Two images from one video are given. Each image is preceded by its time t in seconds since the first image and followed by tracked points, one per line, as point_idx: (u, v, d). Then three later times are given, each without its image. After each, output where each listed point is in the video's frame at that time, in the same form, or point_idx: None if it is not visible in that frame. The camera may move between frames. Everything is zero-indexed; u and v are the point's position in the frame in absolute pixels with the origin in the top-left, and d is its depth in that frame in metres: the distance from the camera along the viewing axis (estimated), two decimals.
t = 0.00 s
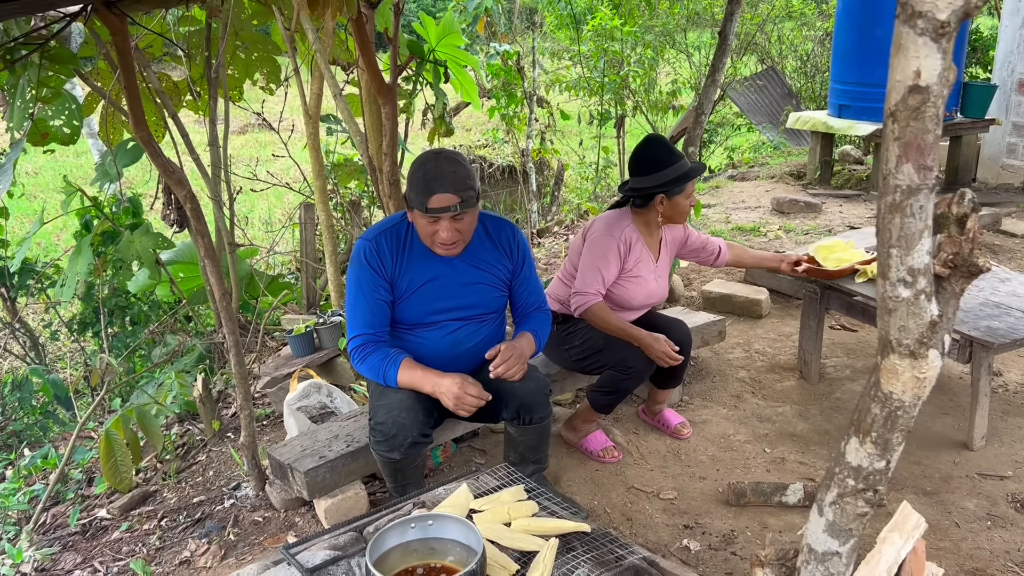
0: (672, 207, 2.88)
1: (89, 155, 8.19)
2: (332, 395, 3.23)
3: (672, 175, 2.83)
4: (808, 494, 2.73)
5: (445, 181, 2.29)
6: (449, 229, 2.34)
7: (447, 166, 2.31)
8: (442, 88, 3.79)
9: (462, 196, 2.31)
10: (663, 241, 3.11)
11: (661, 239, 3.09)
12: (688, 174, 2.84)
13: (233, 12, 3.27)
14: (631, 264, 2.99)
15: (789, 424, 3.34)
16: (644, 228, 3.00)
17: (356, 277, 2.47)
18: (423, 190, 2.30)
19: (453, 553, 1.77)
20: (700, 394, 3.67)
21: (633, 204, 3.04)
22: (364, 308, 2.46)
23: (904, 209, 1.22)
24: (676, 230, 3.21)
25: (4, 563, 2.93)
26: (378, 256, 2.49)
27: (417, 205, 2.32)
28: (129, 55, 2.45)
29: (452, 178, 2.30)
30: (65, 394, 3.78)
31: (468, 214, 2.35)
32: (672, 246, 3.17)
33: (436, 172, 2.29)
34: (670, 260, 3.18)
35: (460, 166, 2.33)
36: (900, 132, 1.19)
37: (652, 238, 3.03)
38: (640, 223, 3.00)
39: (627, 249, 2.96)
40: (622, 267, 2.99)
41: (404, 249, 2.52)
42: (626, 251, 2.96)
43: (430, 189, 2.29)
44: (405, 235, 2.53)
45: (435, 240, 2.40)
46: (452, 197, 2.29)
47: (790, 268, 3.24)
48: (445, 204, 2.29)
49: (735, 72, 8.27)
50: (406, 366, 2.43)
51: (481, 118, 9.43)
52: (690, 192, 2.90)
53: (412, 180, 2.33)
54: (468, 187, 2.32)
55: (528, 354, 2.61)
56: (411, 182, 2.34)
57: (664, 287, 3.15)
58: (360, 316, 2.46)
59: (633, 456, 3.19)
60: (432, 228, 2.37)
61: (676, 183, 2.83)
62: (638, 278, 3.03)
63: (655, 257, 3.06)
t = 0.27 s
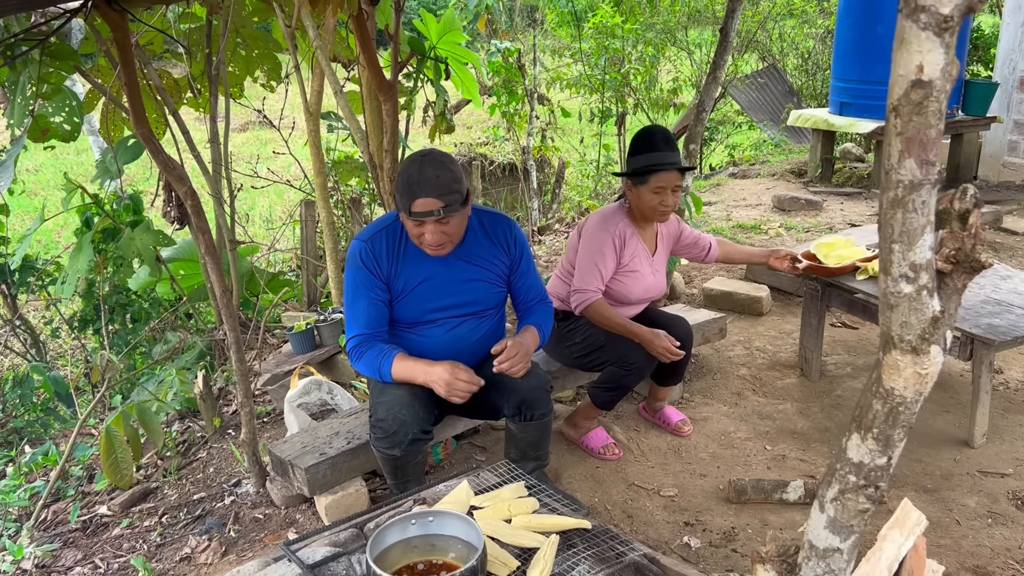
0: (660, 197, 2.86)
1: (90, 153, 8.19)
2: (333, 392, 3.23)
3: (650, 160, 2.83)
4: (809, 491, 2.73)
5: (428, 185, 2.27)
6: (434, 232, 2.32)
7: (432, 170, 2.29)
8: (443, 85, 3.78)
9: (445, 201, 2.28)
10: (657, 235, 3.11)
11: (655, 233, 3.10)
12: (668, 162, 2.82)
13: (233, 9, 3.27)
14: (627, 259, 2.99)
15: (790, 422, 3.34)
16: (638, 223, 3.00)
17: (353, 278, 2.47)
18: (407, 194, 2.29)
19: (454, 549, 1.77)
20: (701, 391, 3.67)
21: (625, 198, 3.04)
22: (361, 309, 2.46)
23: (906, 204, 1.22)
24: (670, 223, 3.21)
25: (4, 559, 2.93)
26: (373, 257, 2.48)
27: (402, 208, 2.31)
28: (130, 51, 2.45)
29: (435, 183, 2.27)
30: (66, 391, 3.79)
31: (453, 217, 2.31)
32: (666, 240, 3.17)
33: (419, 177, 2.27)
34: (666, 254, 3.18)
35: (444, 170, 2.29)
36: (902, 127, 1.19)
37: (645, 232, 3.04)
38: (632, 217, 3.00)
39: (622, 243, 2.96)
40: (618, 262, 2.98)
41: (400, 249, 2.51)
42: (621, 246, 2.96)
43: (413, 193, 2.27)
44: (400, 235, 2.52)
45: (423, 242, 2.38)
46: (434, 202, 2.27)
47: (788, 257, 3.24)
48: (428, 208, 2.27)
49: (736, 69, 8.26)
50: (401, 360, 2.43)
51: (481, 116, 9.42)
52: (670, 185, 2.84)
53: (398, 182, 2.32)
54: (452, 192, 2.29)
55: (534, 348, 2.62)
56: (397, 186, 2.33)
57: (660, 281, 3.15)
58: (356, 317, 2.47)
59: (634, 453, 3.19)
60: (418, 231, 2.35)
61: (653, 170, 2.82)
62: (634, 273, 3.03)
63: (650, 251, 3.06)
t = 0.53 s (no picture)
0: (632, 181, 2.89)
1: (91, 149, 8.20)
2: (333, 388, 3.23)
3: (616, 146, 2.90)
4: (810, 487, 2.73)
5: (424, 197, 2.22)
6: (433, 242, 2.28)
7: (427, 181, 2.23)
8: (444, 81, 3.78)
9: (442, 213, 2.24)
10: (639, 222, 3.11)
11: (637, 221, 3.11)
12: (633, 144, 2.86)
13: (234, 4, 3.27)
14: (610, 250, 2.99)
15: (791, 418, 3.34)
16: (617, 212, 3.01)
17: (348, 285, 2.44)
18: (403, 206, 2.24)
19: (455, 544, 1.77)
20: (702, 387, 3.67)
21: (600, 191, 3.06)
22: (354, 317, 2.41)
23: (907, 198, 1.22)
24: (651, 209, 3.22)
25: (6, 554, 2.94)
26: (368, 263, 2.45)
27: (399, 220, 2.27)
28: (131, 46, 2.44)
29: (431, 195, 2.22)
30: (67, 386, 3.79)
31: (451, 227, 2.28)
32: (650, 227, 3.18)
33: (415, 188, 2.22)
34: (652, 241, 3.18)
35: (440, 180, 2.24)
36: (904, 121, 1.18)
37: (626, 220, 3.05)
38: (610, 207, 3.02)
39: (603, 234, 2.97)
40: (602, 252, 2.99)
41: (396, 252, 2.49)
42: (602, 237, 2.97)
43: (409, 205, 2.23)
44: (396, 240, 2.49)
45: (419, 250, 2.35)
46: (431, 214, 2.23)
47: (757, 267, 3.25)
48: (426, 220, 2.23)
49: (738, 66, 8.25)
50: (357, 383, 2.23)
51: (483, 112, 9.42)
52: (636, 170, 2.87)
53: (394, 191, 2.27)
54: (450, 203, 2.25)
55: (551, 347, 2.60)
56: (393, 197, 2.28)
57: (649, 270, 3.14)
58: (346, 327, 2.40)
59: (635, 449, 3.19)
60: (416, 241, 2.31)
61: (619, 153, 2.87)
62: (622, 261, 3.03)
63: (634, 240, 3.07)
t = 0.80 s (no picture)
0: (599, 170, 2.92)
1: (95, 145, 8.22)
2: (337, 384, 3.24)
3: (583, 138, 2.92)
4: (812, 484, 2.73)
5: (418, 218, 2.12)
6: (430, 260, 2.21)
7: (422, 201, 2.12)
8: (447, 77, 3.77)
9: (438, 233, 2.14)
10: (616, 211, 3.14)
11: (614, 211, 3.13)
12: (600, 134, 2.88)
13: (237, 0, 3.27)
14: (588, 241, 3.02)
15: (794, 415, 3.34)
16: (591, 203, 3.04)
17: (353, 306, 2.34)
18: (397, 225, 2.15)
19: (458, 540, 1.77)
20: (704, 383, 3.67)
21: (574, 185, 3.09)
22: (362, 341, 2.28)
23: (911, 195, 1.22)
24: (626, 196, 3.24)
25: (10, 549, 2.95)
26: (372, 283, 2.38)
27: (394, 237, 2.18)
28: (134, 42, 2.44)
29: (426, 216, 2.12)
30: (71, 382, 3.81)
31: (448, 244, 2.18)
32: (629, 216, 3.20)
33: (409, 208, 2.12)
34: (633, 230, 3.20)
35: (436, 200, 2.13)
36: (907, 117, 1.18)
37: (602, 210, 3.07)
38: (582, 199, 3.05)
39: (580, 226, 3.00)
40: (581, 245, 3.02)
41: (400, 267, 2.44)
42: (579, 229, 3.00)
43: (403, 225, 2.14)
44: (398, 255, 2.43)
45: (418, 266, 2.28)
46: (427, 233, 2.13)
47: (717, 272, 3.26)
48: (421, 240, 2.14)
49: (741, 62, 8.23)
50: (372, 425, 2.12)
51: (486, 109, 9.42)
52: (603, 160, 2.91)
53: (387, 210, 2.17)
54: (446, 222, 2.15)
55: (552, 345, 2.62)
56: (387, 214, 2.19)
57: (631, 258, 3.16)
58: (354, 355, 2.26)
59: (637, 445, 3.19)
60: (412, 258, 2.23)
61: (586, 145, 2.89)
62: (602, 252, 3.05)
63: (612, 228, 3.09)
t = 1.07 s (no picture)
0: (595, 169, 2.90)
1: (101, 141, 8.24)
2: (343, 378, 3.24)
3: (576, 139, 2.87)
4: (819, 479, 2.73)
5: (416, 233, 2.11)
6: (432, 271, 2.20)
7: (419, 217, 2.11)
8: (453, 73, 3.77)
9: (436, 247, 2.13)
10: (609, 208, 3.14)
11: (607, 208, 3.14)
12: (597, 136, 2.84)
13: None
14: (578, 237, 3.03)
15: (800, 410, 3.34)
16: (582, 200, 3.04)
17: (359, 314, 2.32)
18: (395, 239, 2.14)
19: (465, 534, 1.77)
20: (710, 379, 3.67)
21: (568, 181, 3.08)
22: (371, 351, 2.26)
23: (919, 186, 1.21)
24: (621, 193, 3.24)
25: (18, 542, 2.96)
26: (377, 291, 2.36)
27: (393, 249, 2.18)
28: (140, 37, 2.44)
29: (423, 232, 2.10)
30: (78, 377, 3.82)
31: (447, 256, 2.17)
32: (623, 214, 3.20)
33: (406, 224, 2.10)
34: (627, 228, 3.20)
35: (433, 215, 2.11)
36: (916, 109, 1.18)
37: (593, 207, 3.07)
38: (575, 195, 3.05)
39: (570, 222, 3.00)
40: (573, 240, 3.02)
41: (406, 273, 2.42)
42: (569, 225, 3.00)
43: (401, 239, 2.13)
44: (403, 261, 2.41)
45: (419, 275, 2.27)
46: (424, 248, 2.12)
47: (671, 293, 3.03)
48: (419, 254, 2.13)
49: (747, 58, 8.21)
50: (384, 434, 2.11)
51: (491, 105, 9.42)
52: (597, 163, 2.89)
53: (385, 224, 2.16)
54: (444, 237, 2.13)
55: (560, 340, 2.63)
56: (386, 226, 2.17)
57: (623, 255, 3.16)
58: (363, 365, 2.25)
59: (643, 441, 3.19)
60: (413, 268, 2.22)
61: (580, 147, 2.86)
62: (592, 248, 3.06)
63: (603, 226, 3.09)
